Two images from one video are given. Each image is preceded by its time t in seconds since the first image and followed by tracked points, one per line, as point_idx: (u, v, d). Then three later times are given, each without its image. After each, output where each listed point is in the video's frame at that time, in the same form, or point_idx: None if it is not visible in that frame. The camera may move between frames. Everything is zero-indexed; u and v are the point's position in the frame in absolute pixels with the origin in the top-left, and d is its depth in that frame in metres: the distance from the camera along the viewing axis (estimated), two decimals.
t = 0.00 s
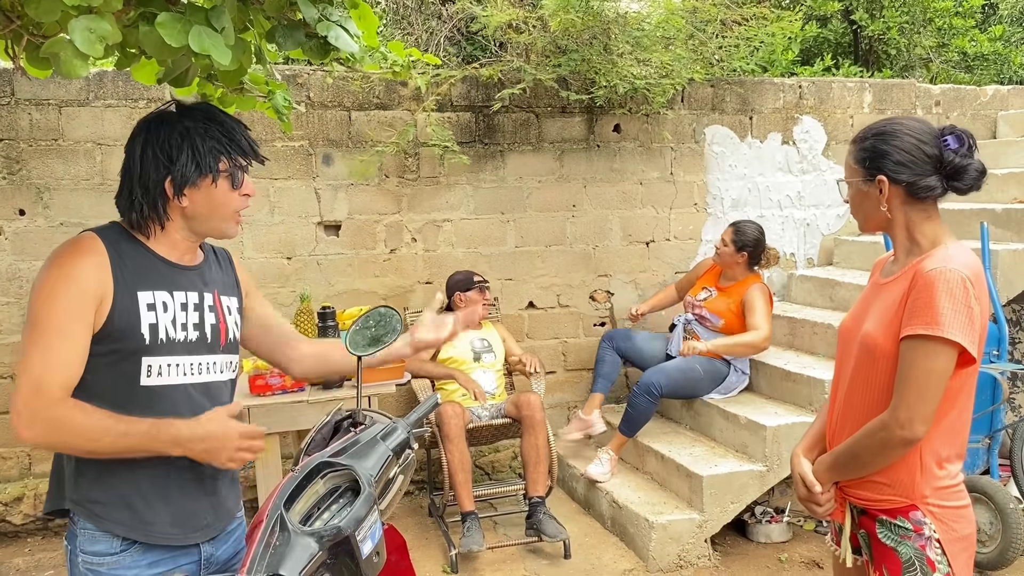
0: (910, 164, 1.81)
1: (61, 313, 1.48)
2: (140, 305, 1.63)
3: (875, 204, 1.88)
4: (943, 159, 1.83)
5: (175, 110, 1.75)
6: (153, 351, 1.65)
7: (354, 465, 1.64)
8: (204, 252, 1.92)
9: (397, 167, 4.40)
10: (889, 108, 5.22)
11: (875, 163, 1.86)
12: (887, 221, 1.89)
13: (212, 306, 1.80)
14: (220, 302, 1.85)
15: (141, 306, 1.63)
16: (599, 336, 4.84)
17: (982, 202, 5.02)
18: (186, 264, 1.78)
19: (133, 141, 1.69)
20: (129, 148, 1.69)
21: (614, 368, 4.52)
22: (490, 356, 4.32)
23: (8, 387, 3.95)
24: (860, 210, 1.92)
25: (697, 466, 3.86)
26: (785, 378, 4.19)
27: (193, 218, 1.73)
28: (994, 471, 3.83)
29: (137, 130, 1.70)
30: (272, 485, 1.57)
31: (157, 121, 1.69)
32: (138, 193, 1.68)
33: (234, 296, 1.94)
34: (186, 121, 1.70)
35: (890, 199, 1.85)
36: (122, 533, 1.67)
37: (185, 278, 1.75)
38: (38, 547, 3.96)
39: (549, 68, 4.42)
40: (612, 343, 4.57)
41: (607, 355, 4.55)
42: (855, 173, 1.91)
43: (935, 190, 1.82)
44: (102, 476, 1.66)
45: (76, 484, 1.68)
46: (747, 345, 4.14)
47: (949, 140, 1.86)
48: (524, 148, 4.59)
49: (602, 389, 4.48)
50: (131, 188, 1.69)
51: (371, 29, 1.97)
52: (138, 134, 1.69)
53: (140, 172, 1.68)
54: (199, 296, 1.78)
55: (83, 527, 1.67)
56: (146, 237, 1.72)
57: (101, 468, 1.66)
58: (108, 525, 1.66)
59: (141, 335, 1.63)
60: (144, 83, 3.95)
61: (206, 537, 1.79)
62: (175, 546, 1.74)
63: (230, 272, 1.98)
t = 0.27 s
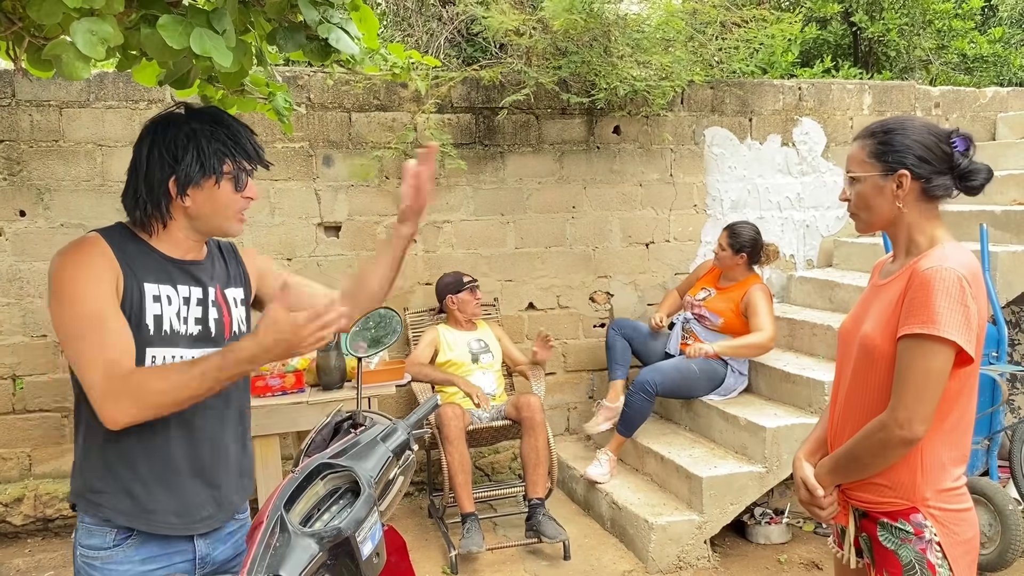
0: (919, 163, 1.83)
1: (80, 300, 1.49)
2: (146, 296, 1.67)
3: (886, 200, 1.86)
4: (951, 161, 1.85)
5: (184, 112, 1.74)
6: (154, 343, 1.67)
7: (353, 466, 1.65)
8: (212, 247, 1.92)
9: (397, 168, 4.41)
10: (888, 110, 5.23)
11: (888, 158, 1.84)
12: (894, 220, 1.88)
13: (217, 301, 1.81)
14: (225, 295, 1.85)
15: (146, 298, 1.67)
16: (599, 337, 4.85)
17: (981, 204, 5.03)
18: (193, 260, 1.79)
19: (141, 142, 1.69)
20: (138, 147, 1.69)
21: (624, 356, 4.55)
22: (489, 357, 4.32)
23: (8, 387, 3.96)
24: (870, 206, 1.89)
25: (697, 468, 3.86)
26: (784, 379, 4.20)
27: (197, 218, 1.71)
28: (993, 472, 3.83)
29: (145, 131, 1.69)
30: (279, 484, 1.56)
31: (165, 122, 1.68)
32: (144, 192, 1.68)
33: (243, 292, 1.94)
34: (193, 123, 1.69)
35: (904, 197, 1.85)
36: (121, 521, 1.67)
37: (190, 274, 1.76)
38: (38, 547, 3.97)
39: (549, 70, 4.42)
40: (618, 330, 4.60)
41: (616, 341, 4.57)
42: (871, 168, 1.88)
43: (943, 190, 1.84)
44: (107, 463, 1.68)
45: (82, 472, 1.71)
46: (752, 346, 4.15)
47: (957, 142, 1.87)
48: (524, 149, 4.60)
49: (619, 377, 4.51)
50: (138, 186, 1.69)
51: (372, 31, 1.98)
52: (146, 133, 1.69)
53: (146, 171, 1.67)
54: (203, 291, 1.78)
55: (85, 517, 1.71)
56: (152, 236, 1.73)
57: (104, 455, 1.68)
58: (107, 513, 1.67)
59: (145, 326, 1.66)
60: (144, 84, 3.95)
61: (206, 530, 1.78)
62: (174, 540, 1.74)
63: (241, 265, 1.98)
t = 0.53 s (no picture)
0: (929, 164, 1.83)
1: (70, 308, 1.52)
2: (152, 301, 1.66)
3: (896, 201, 1.85)
4: (957, 163, 1.87)
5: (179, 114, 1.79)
6: (163, 346, 1.67)
7: (353, 467, 1.64)
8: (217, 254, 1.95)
9: (397, 169, 4.40)
10: (889, 111, 5.23)
11: (899, 158, 1.84)
12: (901, 221, 1.87)
13: (225, 305, 1.83)
14: (233, 304, 1.87)
15: (153, 302, 1.66)
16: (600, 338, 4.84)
17: (982, 205, 5.03)
18: (197, 264, 1.81)
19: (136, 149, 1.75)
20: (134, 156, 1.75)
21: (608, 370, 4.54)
22: (488, 358, 4.32)
23: (8, 388, 3.96)
24: (878, 207, 1.87)
25: (697, 469, 3.86)
26: (785, 381, 4.19)
27: (190, 219, 1.75)
28: (994, 474, 3.82)
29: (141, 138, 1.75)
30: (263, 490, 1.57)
31: (154, 127, 1.73)
32: (138, 198, 1.74)
33: (247, 299, 1.96)
34: (179, 124, 1.73)
35: (915, 198, 1.84)
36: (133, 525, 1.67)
37: (196, 278, 1.78)
38: (38, 548, 3.96)
39: (550, 71, 4.42)
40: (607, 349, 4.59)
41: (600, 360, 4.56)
42: (883, 168, 1.86)
43: (951, 192, 1.85)
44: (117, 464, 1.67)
45: (88, 476, 1.68)
46: (747, 338, 4.16)
47: (960, 144, 1.89)
48: (524, 150, 4.60)
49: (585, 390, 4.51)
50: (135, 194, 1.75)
51: (372, 31, 1.97)
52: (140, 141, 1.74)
53: (139, 177, 1.73)
54: (210, 295, 1.80)
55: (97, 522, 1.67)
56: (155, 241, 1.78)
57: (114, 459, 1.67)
58: (119, 518, 1.66)
59: (150, 330, 1.65)
60: (145, 84, 3.95)
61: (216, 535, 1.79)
62: (188, 541, 1.74)
63: (244, 277, 2.02)
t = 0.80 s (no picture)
0: (932, 167, 1.83)
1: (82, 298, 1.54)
2: (152, 293, 1.72)
3: (900, 205, 1.84)
4: (957, 166, 1.87)
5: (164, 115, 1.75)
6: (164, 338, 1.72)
7: (351, 468, 1.64)
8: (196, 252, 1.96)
9: (397, 169, 4.40)
10: (889, 112, 5.22)
11: (904, 161, 1.83)
12: (903, 223, 1.86)
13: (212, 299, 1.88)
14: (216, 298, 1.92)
15: (154, 295, 1.72)
16: (599, 339, 4.84)
17: (983, 206, 5.02)
18: (182, 261, 1.83)
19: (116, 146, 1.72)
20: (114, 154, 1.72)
21: (602, 383, 4.55)
22: (488, 359, 4.32)
23: (7, 388, 3.95)
24: (880, 210, 1.86)
25: (697, 470, 3.85)
26: (785, 382, 4.18)
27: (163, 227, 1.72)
28: (995, 476, 3.81)
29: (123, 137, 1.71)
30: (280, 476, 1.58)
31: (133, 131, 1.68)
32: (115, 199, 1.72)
33: (225, 293, 1.99)
34: (153, 135, 1.67)
35: (919, 202, 1.84)
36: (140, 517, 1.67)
37: (185, 274, 1.81)
38: (36, 548, 3.96)
39: (550, 71, 4.41)
40: (603, 360, 4.59)
41: (598, 371, 4.58)
42: (887, 169, 1.85)
43: (953, 196, 1.85)
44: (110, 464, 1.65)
45: (92, 476, 1.66)
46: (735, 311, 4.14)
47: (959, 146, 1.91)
48: (524, 151, 4.59)
49: (580, 401, 4.50)
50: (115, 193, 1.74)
51: (370, 31, 1.97)
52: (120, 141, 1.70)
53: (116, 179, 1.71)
54: (199, 291, 1.85)
55: (94, 524, 1.66)
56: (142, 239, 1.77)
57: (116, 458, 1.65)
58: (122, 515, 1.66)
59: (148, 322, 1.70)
60: (145, 85, 3.95)
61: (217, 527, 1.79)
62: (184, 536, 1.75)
63: (220, 270, 2.03)
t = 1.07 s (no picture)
0: (933, 168, 1.82)
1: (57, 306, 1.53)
2: (147, 308, 1.68)
3: (901, 206, 1.83)
4: (957, 167, 1.86)
5: (173, 116, 1.77)
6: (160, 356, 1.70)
7: (348, 468, 1.63)
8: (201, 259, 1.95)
9: (397, 169, 4.40)
10: (891, 113, 5.21)
11: (905, 162, 1.82)
12: (904, 224, 1.85)
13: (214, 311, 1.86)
14: (220, 310, 1.91)
15: (148, 312, 1.68)
16: (600, 339, 4.83)
17: (984, 207, 5.02)
18: (187, 271, 1.83)
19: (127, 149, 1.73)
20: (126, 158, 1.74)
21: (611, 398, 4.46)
22: (488, 359, 4.31)
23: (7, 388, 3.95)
24: (882, 211, 1.85)
25: (697, 471, 3.84)
26: (785, 383, 4.18)
27: (180, 229, 1.76)
28: (996, 477, 3.80)
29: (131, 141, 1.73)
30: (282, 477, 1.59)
31: (146, 132, 1.71)
32: (128, 203, 1.74)
33: (230, 304, 1.99)
34: (173, 137, 1.71)
35: (920, 203, 1.83)
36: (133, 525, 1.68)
37: (189, 284, 1.80)
38: (36, 548, 3.96)
39: (550, 71, 4.40)
40: (606, 371, 4.52)
41: (604, 384, 4.49)
42: (888, 171, 1.84)
43: (953, 197, 1.85)
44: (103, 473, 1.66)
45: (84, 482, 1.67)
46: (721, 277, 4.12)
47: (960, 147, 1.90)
48: (525, 151, 4.59)
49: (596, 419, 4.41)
50: (124, 194, 1.75)
51: (370, 31, 1.96)
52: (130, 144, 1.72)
53: (129, 183, 1.73)
54: (202, 303, 1.84)
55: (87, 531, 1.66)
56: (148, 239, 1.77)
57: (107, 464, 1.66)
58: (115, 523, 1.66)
59: (147, 339, 1.68)
60: (145, 84, 3.95)
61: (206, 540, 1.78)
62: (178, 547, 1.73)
63: (227, 281, 2.03)
